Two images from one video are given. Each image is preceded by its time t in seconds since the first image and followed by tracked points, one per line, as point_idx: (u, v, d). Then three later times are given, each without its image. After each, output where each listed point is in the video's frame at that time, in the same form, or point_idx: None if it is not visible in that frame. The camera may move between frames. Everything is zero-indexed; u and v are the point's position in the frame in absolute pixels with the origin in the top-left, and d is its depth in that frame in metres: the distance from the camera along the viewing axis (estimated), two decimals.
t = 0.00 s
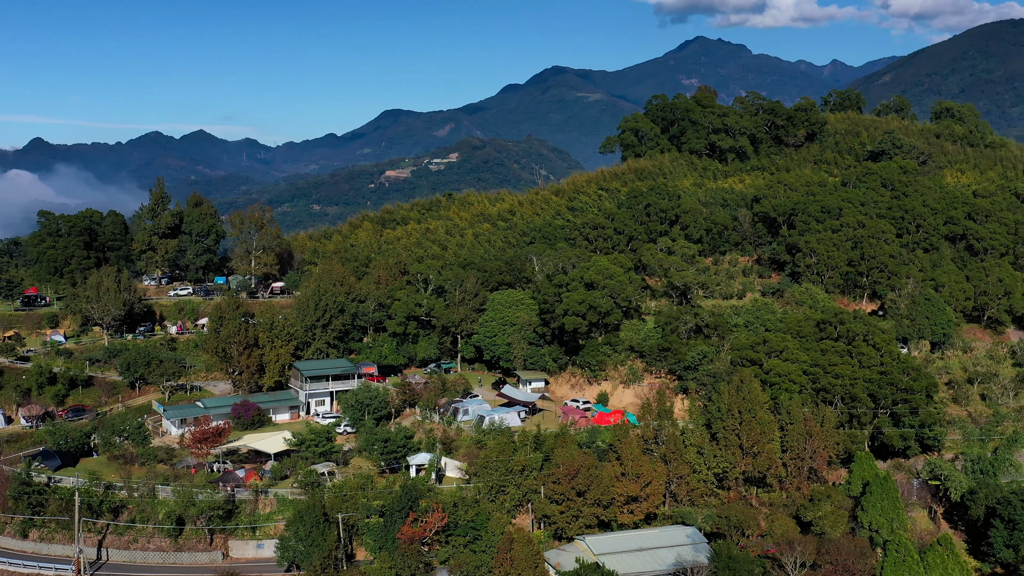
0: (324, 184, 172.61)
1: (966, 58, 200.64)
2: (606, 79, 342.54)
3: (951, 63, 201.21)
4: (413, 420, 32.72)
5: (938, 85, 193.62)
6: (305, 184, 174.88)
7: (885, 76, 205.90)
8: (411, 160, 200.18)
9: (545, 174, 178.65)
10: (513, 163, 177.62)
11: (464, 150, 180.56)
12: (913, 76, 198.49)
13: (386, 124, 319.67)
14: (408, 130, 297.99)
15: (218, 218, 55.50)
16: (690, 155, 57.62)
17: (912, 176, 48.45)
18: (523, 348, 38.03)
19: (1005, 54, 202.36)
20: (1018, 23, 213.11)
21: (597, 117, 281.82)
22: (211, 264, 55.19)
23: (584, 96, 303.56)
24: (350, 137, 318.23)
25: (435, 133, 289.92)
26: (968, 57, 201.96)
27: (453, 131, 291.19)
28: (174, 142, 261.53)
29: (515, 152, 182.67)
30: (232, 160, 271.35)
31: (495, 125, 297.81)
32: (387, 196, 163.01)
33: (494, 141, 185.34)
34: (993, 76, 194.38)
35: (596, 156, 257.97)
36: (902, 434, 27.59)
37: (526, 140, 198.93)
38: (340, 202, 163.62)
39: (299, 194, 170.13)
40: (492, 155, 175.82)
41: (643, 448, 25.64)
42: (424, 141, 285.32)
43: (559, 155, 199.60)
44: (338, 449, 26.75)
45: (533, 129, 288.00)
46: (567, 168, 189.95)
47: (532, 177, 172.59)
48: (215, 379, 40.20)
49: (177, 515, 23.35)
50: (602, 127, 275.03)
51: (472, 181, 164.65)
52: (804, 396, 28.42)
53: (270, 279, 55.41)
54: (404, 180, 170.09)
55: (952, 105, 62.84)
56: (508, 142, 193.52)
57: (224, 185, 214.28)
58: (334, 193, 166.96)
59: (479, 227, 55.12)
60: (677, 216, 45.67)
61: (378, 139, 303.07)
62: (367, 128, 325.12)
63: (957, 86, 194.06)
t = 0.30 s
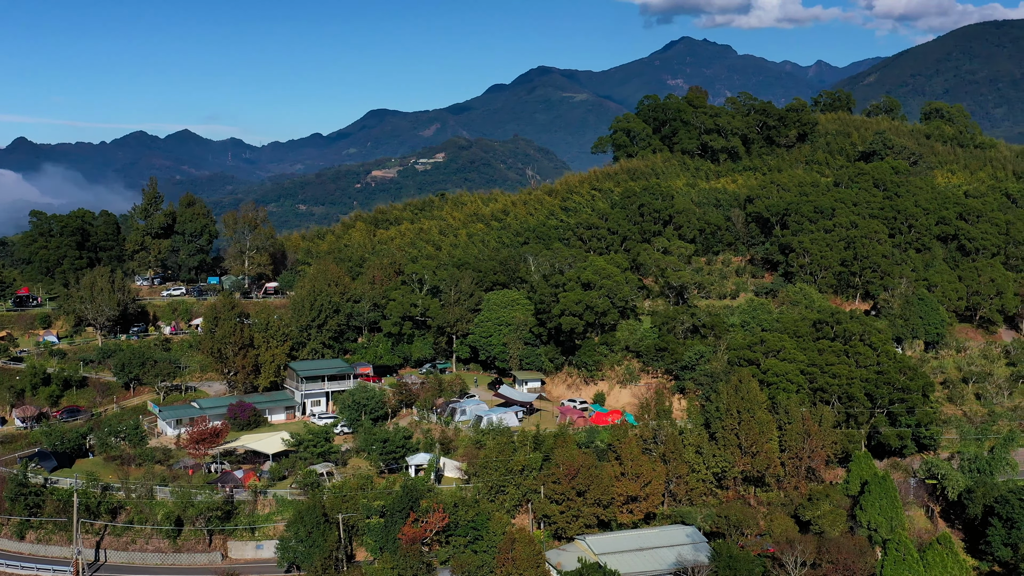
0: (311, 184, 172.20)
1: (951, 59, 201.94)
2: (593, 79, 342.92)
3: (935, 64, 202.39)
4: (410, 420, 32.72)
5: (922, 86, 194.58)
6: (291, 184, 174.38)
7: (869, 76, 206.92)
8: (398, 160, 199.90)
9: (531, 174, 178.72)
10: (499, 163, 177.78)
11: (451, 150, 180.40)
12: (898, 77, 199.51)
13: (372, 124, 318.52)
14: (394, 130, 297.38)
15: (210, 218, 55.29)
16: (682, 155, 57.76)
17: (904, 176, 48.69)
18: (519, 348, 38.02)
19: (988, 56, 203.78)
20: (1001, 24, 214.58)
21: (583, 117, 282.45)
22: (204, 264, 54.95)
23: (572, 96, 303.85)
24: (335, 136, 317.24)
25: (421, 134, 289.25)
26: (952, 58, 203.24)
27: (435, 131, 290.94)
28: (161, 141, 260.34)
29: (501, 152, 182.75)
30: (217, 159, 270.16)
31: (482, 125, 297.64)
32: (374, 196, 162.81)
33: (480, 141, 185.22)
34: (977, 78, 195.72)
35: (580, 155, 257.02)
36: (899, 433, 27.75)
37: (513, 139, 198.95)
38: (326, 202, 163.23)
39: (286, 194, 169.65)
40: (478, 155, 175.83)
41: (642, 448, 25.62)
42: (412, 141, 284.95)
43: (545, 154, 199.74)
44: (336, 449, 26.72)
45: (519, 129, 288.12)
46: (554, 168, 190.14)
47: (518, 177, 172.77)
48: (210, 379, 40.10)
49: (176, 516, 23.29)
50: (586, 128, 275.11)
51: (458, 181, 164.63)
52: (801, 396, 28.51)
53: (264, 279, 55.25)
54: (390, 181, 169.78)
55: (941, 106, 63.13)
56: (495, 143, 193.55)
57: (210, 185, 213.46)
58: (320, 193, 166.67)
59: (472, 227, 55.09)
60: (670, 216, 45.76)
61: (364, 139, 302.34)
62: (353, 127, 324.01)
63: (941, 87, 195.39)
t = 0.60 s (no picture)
0: (297, 184, 171.68)
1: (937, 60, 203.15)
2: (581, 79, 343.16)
3: (919, 65, 203.46)
4: (407, 420, 32.67)
5: (904, 87, 195.39)
6: (277, 184, 173.80)
7: (854, 77, 207.82)
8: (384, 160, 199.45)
9: (517, 174, 178.66)
10: (485, 163, 177.73)
11: (437, 150, 180.07)
12: (881, 78, 200.46)
13: (359, 123, 317.42)
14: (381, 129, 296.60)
15: (203, 218, 55.08)
16: (675, 155, 57.88)
17: (895, 176, 48.92)
18: (514, 348, 38.02)
19: (971, 57, 205.11)
20: (985, 26, 216.15)
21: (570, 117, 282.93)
22: (197, 264, 54.76)
23: (560, 96, 304.02)
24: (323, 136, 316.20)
25: (406, 134, 288.44)
26: (934, 59, 204.46)
27: (422, 131, 290.19)
28: (149, 140, 259.02)
29: (486, 152, 182.39)
30: (202, 159, 268.75)
31: (470, 126, 297.43)
32: (360, 196, 162.53)
33: (467, 141, 184.97)
34: (960, 79, 196.98)
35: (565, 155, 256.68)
36: (896, 433, 27.89)
37: (498, 139, 198.93)
38: (312, 202, 162.56)
39: (272, 194, 169.05)
40: (463, 155, 175.71)
41: (641, 447, 25.63)
42: (399, 140, 284.38)
43: (530, 154, 199.78)
44: (334, 449, 26.68)
45: (504, 130, 288.31)
46: (540, 168, 190.21)
47: (505, 177, 172.97)
48: (205, 380, 40.01)
49: (175, 517, 23.22)
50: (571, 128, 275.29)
51: (444, 181, 164.48)
52: (799, 395, 28.59)
53: (257, 279, 55.09)
54: (377, 180, 169.41)
55: (931, 106, 63.39)
56: (481, 143, 193.55)
57: (195, 185, 212.46)
58: (307, 193, 166.22)
59: (466, 227, 55.05)
60: (664, 216, 45.79)
61: (348, 139, 301.43)
62: (340, 126, 322.87)
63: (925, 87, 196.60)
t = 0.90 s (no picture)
0: (281, 184, 171.09)
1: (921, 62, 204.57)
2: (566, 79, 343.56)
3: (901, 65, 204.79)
4: (403, 420, 32.67)
5: (887, 87, 196.43)
6: (261, 184, 173.08)
7: (836, 77, 208.84)
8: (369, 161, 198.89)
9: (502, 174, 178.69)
10: (470, 163, 177.61)
11: (420, 150, 179.93)
12: (863, 77, 201.35)
13: (342, 122, 316.06)
14: (366, 129, 295.79)
15: (195, 217, 54.84)
16: (665, 155, 58.01)
17: (886, 177, 49.18)
18: (509, 348, 38.02)
19: (954, 58, 206.77)
20: (968, 28, 218.33)
21: (552, 117, 282.71)
22: (188, 264, 54.52)
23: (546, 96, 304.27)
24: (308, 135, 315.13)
25: (392, 134, 287.60)
26: (916, 60, 205.73)
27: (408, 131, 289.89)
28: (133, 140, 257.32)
29: (472, 152, 182.40)
30: (185, 159, 267.24)
31: (455, 125, 297.07)
32: (344, 196, 162.19)
33: (451, 141, 184.62)
34: (942, 80, 198.49)
35: (548, 155, 256.86)
36: (891, 432, 28.09)
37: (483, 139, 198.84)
38: (296, 201, 161.72)
39: (256, 194, 168.31)
40: (448, 155, 175.59)
41: (639, 447, 25.66)
42: (383, 140, 283.58)
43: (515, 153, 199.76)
44: (331, 450, 26.62)
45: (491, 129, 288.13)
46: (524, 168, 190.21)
47: (489, 177, 173.06)
48: (197, 380, 39.84)
49: (172, 518, 23.09)
50: (556, 128, 275.34)
51: (428, 181, 164.45)
52: (795, 395, 28.71)
53: (249, 279, 54.91)
54: (361, 180, 169.02)
55: (919, 107, 63.75)
56: (466, 142, 193.53)
57: (179, 185, 211.09)
58: (291, 193, 165.57)
59: (458, 227, 55.01)
60: (656, 216, 45.96)
61: (334, 139, 300.33)
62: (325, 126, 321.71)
63: (907, 88, 198.01)
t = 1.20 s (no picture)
0: (264, 184, 170.37)
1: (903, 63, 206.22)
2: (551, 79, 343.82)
3: (884, 65, 206.27)
4: (398, 420, 32.62)
5: (869, 88, 197.53)
6: (245, 184, 172.23)
7: (818, 77, 210.23)
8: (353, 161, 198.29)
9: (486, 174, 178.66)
10: (455, 163, 177.61)
11: (404, 150, 179.84)
12: (846, 78, 202.37)
13: (325, 122, 314.76)
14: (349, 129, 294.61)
15: (186, 217, 54.62)
16: (655, 156, 58.16)
17: (875, 177, 49.43)
18: (503, 348, 38.02)
19: (936, 60, 208.53)
20: (950, 30, 220.68)
21: (537, 117, 283.15)
22: (179, 264, 54.28)
23: (532, 96, 304.40)
24: (293, 135, 313.74)
25: (376, 134, 287.10)
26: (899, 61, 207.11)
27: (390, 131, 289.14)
28: (117, 139, 255.32)
29: (456, 152, 181.94)
30: (166, 159, 265.28)
31: (441, 125, 296.78)
32: (328, 197, 161.83)
33: (434, 141, 184.13)
34: (924, 81, 200.15)
35: (532, 155, 257.04)
36: (885, 432, 28.29)
37: (467, 139, 198.69)
38: (279, 201, 160.99)
39: (240, 193, 167.46)
40: (432, 155, 175.50)
41: (636, 447, 25.69)
42: (368, 141, 282.90)
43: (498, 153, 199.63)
44: (328, 450, 26.55)
45: (475, 129, 287.85)
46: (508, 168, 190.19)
47: (473, 177, 173.17)
48: (190, 381, 39.66)
49: (169, 519, 22.93)
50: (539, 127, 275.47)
51: (412, 181, 164.33)
52: (791, 394, 28.85)
53: (241, 279, 54.73)
54: (345, 180, 168.57)
55: (906, 108, 64.08)
56: (451, 142, 193.40)
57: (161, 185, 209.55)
58: (275, 193, 164.92)
59: (450, 227, 54.98)
60: (648, 216, 45.76)
61: (317, 138, 299.02)
62: (308, 125, 320.23)
63: (889, 88, 199.56)
